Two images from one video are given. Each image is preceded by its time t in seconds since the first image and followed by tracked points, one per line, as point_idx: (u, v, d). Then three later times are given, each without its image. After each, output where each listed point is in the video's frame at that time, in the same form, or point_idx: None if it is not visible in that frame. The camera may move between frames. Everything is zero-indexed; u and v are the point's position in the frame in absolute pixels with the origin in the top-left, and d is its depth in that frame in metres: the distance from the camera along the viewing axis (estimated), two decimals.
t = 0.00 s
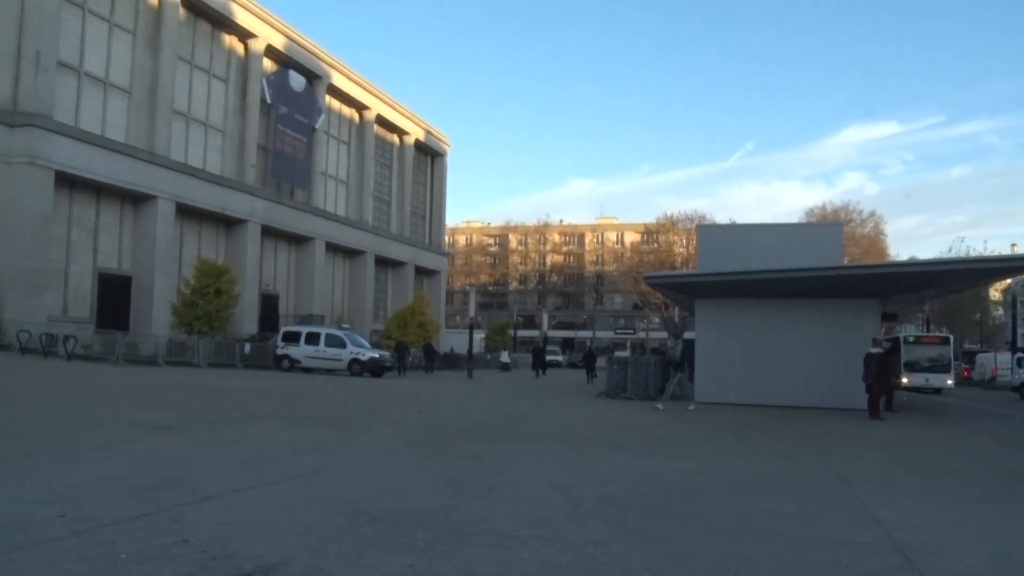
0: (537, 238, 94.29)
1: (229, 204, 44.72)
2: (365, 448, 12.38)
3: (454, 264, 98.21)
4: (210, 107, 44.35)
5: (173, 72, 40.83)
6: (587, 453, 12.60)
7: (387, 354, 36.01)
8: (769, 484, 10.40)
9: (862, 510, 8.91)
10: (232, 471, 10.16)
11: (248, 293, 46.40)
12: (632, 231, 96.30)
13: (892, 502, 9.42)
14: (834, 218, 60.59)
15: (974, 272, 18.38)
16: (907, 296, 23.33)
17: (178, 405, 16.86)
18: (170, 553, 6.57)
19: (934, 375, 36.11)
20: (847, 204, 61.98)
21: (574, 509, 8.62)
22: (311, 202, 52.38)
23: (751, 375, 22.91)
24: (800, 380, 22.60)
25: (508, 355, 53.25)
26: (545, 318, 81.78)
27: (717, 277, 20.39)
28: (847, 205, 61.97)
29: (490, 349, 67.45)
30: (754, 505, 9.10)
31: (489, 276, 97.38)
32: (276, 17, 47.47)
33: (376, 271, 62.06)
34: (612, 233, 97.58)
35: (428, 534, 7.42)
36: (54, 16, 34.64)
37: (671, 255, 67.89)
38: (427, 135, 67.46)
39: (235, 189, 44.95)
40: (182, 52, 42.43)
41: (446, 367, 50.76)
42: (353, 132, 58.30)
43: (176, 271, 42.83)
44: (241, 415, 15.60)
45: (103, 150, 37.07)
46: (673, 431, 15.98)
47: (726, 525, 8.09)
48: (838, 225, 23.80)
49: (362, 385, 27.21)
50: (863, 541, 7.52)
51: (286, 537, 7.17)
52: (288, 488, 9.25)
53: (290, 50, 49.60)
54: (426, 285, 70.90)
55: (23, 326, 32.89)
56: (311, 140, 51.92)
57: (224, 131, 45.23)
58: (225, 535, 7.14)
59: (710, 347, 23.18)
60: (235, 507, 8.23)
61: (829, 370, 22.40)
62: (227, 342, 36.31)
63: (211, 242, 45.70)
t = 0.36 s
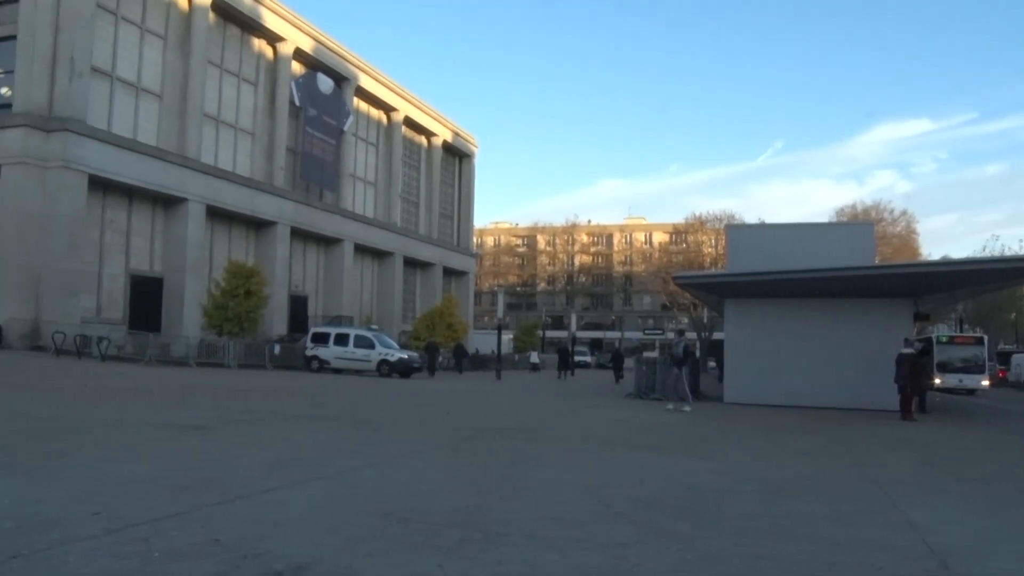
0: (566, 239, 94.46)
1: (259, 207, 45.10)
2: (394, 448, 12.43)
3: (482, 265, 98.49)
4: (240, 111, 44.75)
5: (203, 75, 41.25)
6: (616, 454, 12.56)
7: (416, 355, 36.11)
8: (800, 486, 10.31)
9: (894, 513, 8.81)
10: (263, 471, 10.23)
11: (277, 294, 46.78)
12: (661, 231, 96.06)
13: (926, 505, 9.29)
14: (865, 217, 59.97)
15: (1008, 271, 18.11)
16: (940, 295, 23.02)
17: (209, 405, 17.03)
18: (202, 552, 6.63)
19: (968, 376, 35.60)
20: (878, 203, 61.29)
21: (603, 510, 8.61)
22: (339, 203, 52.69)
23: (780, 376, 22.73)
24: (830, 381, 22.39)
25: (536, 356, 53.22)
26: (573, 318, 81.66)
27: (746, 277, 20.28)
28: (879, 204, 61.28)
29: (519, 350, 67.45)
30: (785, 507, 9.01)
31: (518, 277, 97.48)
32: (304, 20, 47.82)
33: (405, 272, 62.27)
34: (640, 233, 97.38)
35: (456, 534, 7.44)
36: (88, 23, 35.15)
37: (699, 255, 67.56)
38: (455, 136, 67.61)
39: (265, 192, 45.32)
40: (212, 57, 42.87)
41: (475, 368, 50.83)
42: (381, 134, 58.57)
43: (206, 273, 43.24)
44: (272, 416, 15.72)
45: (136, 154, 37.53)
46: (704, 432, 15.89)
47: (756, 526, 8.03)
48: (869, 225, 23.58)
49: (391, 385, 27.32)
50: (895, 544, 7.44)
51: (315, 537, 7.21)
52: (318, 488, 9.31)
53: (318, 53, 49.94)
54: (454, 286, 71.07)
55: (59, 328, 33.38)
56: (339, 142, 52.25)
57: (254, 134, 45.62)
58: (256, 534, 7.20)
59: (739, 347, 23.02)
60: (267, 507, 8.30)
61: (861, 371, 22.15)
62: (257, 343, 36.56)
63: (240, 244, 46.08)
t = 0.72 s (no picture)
0: (594, 239, 94.61)
1: (288, 208, 45.43)
2: (422, 448, 12.46)
3: (510, 265, 98.70)
4: (269, 113, 45.12)
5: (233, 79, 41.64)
6: (646, 455, 12.51)
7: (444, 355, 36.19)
8: (831, 488, 10.21)
9: (928, 516, 8.69)
10: (293, 471, 10.31)
11: (307, 295, 47.10)
12: (689, 231, 95.57)
13: (960, 507, 9.16)
14: (896, 215, 59.29)
15: None
16: (974, 295, 22.70)
17: (241, 405, 17.19)
18: (233, 550, 6.68)
19: (1004, 376, 35.04)
20: (910, 201, 60.58)
21: (633, 511, 8.57)
22: (368, 204, 52.97)
23: (811, 376, 22.55)
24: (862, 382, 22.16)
25: (565, 356, 53.16)
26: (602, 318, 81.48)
27: (774, 276, 20.19)
28: (911, 202, 60.57)
29: (547, 350, 67.41)
30: (816, 508, 8.93)
31: (546, 277, 97.62)
32: (333, 23, 48.15)
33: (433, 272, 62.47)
34: (669, 233, 96.97)
35: (486, 534, 7.45)
36: (120, 28, 35.63)
37: (728, 255, 67.14)
38: (483, 137, 67.73)
39: (294, 193, 45.64)
40: (241, 60, 43.25)
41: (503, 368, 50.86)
42: (409, 135, 58.81)
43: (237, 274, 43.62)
44: (302, 416, 15.83)
45: (167, 156, 37.96)
46: (734, 432, 15.78)
47: (787, 528, 7.96)
48: (901, 224, 23.30)
49: (420, 385, 27.42)
50: (928, 547, 7.35)
51: (346, 536, 7.25)
52: (347, 488, 9.36)
53: (347, 55, 50.23)
54: (483, 286, 71.21)
55: (93, 329, 33.83)
56: (367, 144, 52.54)
57: (283, 136, 45.97)
58: (286, 533, 7.25)
59: (769, 348, 22.90)
60: (297, 506, 8.36)
61: (893, 372, 21.88)
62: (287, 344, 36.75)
63: (270, 245, 46.44)
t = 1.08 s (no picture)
0: (622, 239, 92.66)
1: (317, 209, 45.70)
2: (450, 449, 12.48)
3: (538, 265, 98.70)
4: (297, 115, 45.42)
5: (261, 81, 41.96)
6: (676, 455, 12.42)
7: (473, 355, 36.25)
8: (863, 489, 10.11)
9: (962, 518, 8.56)
10: (323, 470, 10.36)
11: (335, 296, 47.34)
12: (718, 230, 94.94)
13: (995, 509, 9.03)
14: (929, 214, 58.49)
15: None
16: (1009, 294, 22.36)
17: (270, 405, 17.32)
18: (264, 550, 6.72)
19: None
20: (942, 199, 59.83)
21: (662, 511, 8.53)
22: (396, 205, 53.19)
23: (842, 376, 22.34)
24: (893, 382, 21.89)
25: (593, 356, 53.02)
26: (630, 318, 81.17)
27: (804, 276, 20.04)
28: (943, 200, 59.81)
29: (575, 350, 67.28)
30: (849, 510, 8.83)
31: (574, 277, 97.53)
32: (360, 24, 48.39)
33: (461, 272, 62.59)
34: (697, 232, 96.29)
35: (514, 534, 7.44)
36: (151, 32, 36.06)
37: (757, 254, 66.62)
38: (511, 137, 67.75)
39: (322, 194, 45.90)
40: (270, 62, 43.59)
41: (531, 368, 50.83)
42: (436, 135, 58.96)
43: (266, 275, 43.94)
44: (331, 416, 15.91)
45: (197, 159, 38.31)
46: (764, 432, 15.67)
47: (819, 529, 7.89)
48: (933, 221, 23.04)
49: (448, 385, 27.47)
50: (964, 550, 7.24)
51: (375, 535, 7.28)
52: (376, 487, 9.40)
53: (374, 56, 50.45)
54: (511, 286, 71.22)
55: (125, 330, 34.22)
56: (394, 145, 52.78)
57: (311, 137, 46.27)
58: (316, 532, 7.28)
59: (799, 347, 22.71)
60: (327, 505, 8.41)
61: (926, 372, 21.58)
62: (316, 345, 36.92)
63: (299, 246, 46.74)
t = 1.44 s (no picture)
0: (644, 239, 93.83)
1: (339, 210, 45.90)
2: (472, 449, 12.49)
3: (560, 265, 98.92)
4: (320, 116, 45.67)
5: (283, 83, 42.21)
6: (699, 455, 12.37)
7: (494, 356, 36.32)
8: (888, 490, 10.02)
9: (989, 520, 8.46)
10: (345, 470, 10.41)
11: (358, 296, 47.54)
12: (740, 229, 94.50)
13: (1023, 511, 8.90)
14: (954, 212, 57.91)
15: None
16: None
17: (294, 405, 17.42)
18: (288, 548, 6.76)
19: None
20: (968, 197, 59.20)
21: (684, 511, 8.50)
22: (418, 205, 53.34)
23: (866, 376, 22.16)
24: (918, 382, 21.68)
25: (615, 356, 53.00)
26: (652, 318, 81.00)
27: (828, 275, 19.92)
28: (969, 198, 59.18)
29: (597, 350, 67.21)
30: (873, 511, 8.75)
31: (596, 277, 97.55)
32: (381, 25, 48.60)
33: (483, 273, 62.66)
34: (719, 232, 95.95)
35: (537, 534, 7.45)
36: (175, 35, 36.38)
37: (780, 254, 66.20)
38: (532, 137, 67.79)
39: (344, 195, 46.10)
40: (292, 64, 43.86)
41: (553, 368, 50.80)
42: (458, 136, 59.08)
43: (289, 275, 44.18)
44: (354, 416, 15.99)
45: (221, 160, 38.59)
46: (787, 433, 15.57)
47: (842, 531, 7.83)
48: (958, 219, 22.80)
49: (470, 385, 27.51)
50: (991, 552, 7.15)
51: (397, 535, 7.29)
52: (398, 487, 9.43)
53: (396, 58, 50.62)
54: (533, 286, 71.24)
55: (150, 330, 34.53)
56: (416, 146, 52.95)
57: (333, 138, 46.50)
58: (339, 532, 7.32)
59: (822, 347, 22.56)
60: (350, 505, 8.44)
61: (952, 373, 21.35)
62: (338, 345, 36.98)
63: (322, 246, 46.97)
